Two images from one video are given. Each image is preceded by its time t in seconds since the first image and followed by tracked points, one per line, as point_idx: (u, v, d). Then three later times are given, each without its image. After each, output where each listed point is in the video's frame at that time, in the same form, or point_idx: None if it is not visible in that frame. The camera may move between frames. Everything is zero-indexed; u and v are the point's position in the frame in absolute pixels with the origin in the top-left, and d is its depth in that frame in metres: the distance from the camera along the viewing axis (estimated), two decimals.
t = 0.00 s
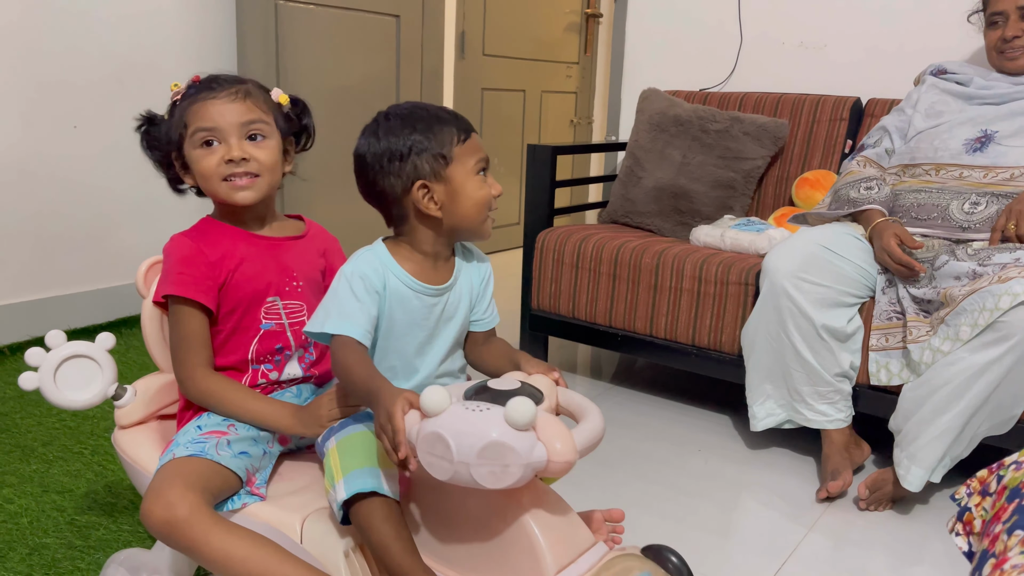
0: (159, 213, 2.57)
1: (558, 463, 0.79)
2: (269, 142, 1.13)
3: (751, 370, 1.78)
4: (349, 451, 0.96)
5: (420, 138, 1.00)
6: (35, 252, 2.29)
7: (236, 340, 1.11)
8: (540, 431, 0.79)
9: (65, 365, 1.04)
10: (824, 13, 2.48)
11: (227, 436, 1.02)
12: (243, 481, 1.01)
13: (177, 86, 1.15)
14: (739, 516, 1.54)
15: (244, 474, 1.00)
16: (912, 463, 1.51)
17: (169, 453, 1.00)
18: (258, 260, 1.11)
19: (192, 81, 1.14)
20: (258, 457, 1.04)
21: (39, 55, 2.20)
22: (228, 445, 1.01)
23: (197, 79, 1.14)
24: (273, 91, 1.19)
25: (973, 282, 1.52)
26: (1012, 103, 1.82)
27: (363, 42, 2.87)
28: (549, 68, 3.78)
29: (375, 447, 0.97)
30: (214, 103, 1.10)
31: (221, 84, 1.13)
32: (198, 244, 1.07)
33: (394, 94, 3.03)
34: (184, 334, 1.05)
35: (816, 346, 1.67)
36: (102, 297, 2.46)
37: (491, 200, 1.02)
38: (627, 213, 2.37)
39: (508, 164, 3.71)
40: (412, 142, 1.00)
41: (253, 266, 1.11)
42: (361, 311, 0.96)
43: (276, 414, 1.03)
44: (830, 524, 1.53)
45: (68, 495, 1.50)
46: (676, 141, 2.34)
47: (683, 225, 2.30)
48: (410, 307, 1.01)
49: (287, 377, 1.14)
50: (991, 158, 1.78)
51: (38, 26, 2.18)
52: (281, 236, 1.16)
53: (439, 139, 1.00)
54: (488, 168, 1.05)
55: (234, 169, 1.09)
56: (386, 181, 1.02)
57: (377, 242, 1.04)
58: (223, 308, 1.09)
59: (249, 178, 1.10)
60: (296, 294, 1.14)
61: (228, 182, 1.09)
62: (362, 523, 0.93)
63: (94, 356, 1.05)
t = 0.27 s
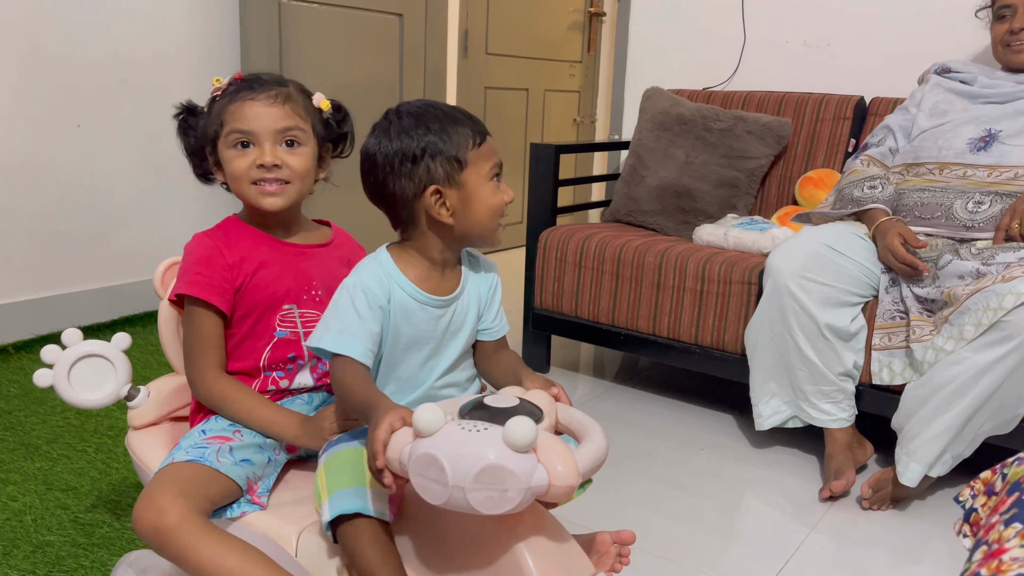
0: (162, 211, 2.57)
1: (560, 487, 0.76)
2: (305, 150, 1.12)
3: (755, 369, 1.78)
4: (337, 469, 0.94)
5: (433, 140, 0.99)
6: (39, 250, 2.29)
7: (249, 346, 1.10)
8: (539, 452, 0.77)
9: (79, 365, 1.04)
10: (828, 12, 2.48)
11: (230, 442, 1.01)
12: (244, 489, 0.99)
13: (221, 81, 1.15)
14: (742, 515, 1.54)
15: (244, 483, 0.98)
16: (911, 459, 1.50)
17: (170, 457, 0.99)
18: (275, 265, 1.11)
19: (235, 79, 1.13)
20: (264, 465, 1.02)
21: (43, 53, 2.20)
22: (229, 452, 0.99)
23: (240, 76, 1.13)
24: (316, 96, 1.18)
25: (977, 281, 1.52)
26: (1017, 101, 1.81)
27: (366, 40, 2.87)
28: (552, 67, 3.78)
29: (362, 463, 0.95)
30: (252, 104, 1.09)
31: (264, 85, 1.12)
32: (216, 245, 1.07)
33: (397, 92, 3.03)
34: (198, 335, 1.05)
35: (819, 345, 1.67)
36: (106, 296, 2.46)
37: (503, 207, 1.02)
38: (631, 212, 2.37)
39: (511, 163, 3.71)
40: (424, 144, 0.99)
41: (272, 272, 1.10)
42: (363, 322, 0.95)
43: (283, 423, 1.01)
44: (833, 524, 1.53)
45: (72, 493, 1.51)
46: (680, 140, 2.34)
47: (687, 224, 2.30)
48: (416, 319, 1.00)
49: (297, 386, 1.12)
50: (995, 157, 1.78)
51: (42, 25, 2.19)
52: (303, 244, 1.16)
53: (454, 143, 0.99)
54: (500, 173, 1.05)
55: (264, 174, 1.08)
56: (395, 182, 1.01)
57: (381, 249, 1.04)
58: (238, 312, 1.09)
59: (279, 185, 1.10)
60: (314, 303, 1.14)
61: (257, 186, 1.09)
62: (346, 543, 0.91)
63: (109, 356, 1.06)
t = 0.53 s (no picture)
0: (164, 210, 2.58)
1: (517, 513, 0.70)
2: (314, 154, 1.12)
3: (757, 369, 1.78)
4: (307, 482, 0.88)
5: (421, 143, 0.94)
6: (41, 249, 2.30)
7: (251, 346, 1.10)
8: (497, 476, 0.71)
9: (87, 360, 1.09)
10: (830, 11, 2.48)
11: (220, 444, 1.01)
12: (229, 492, 0.98)
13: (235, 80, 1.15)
14: (744, 515, 1.54)
15: (229, 485, 0.98)
16: (916, 461, 1.50)
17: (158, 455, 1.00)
18: (279, 266, 1.11)
19: (248, 79, 1.13)
20: (253, 468, 1.01)
21: (46, 53, 2.21)
22: (217, 453, 0.99)
23: (254, 76, 1.13)
24: (331, 96, 1.16)
25: (979, 281, 1.52)
26: (1019, 102, 1.81)
27: (369, 40, 2.87)
28: (554, 66, 3.78)
29: (336, 475, 0.88)
30: (262, 107, 1.09)
31: (276, 86, 1.12)
32: (220, 241, 1.08)
33: (399, 92, 3.03)
34: (201, 331, 1.05)
35: (821, 345, 1.67)
36: (108, 295, 2.46)
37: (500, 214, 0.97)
38: (632, 212, 2.37)
39: (514, 162, 3.71)
40: (411, 147, 0.94)
41: (277, 272, 1.11)
42: (338, 336, 0.94)
43: (278, 429, 0.99)
44: (835, 523, 1.53)
45: (74, 492, 1.51)
46: (682, 139, 2.34)
47: (688, 224, 2.29)
48: (400, 329, 0.96)
49: (296, 389, 1.11)
50: (997, 156, 1.77)
51: (45, 24, 2.19)
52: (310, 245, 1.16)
53: (444, 146, 0.94)
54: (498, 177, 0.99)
55: (272, 178, 1.09)
56: (382, 185, 0.97)
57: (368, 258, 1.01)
58: (241, 311, 1.09)
59: (287, 189, 1.10)
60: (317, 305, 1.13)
61: (265, 190, 1.09)
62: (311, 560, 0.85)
63: (115, 352, 1.10)
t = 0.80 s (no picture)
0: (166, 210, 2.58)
1: (485, 534, 0.66)
2: (314, 155, 1.12)
3: (758, 369, 1.78)
4: (287, 489, 0.85)
5: (385, 148, 0.92)
6: (44, 249, 2.30)
7: (248, 349, 1.10)
8: (466, 494, 0.66)
9: (93, 357, 1.12)
10: (832, 11, 2.47)
11: (211, 446, 1.00)
12: (219, 496, 0.99)
13: (233, 78, 1.15)
14: (745, 514, 1.54)
15: (218, 488, 0.98)
16: (922, 463, 1.50)
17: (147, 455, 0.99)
18: (276, 268, 1.10)
19: (246, 78, 1.13)
20: (242, 473, 1.01)
21: (48, 52, 2.21)
22: (207, 455, 0.99)
23: (252, 75, 1.13)
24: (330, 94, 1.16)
25: (982, 281, 1.52)
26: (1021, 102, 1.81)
27: (370, 39, 2.87)
28: (555, 66, 3.78)
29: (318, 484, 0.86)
30: (261, 107, 1.09)
31: (273, 85, 1.12)
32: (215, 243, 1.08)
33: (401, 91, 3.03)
34: (197, 333, 1.06)
35: (822, 343, 1.67)
36: (110, 294, 2.47)
37: (480, 220, 0.91)
38: (633, 211, 2.37)
39: (515, 162, 3.71)
40: (377, 152, 0.93)
41: (274, 274, 1.10)
42: (322, 342, 0.93)
43: (271, 433, 1.00)
44: (836, 523, 1.53)
45: (76, 491, 1.51)
46: (683, 139, 2.34)
47: (690, 223, 2.29)
48: (383, 339, 0.93)
49: (291, 394, 1.11)
50: (1000, 156, 1.77)
51: (48, 24, 2.19)
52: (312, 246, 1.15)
53: (409, 149, 0.91)
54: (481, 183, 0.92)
55: (271, 180, 1.09)
56: (356, 194, 0.96)
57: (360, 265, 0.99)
58: (236, 314, 1.09)
59: (285, 190, 1.10)
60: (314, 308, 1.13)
61: (263, 191, 1.09)
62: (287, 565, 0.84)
63: (120, 350, 1.12)
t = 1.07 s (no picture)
0: (166, 209, 2.57)
1: (508, 544, 0.69)
2: (316, 153, 1.12)
3: (759, 369, 1.78)
4: (274, 503, 0.86)
5: (342, 150, 0.92)
6: (44, 248, 2.30)
7: (250, 352, 1.10)
8: (487, 506, 0.69)
9: (97, 359, 1.11)
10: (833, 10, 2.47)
11: (208, 453, 1.00)
12: (217, 504, 0.98)
13: (232, 80, 1.15)
14: (745, 514, 1.54)
15: (216, 497, 0.97)
16: (925, 463, 1.50)
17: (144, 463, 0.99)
18: (279, 271, 1.10)
19: (246, 78, 1.14)
20: (239, 482, 1.01)
21: (48, 50, 2.20)
22: (204, 462, 0.99)
23: (251, 75, 1.13)
24: (331, 92, 1.16)
25: (982, 280, 1.52)
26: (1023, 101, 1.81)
27: (371, 38, 2.87)
28: (556, 65, 3.78)
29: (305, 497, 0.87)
30: (260, 107, 1.09)
31: (271, 84, 1.11)
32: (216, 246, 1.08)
33: (402, 90, 3.03)
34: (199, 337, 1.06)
35: (824, 343, 1.67)
36: (110, 293, 2.46)
37: (433, 224, 0.86)
38: (634, 210, 2.37)
39: (516, 161, 3.71)
40: (338, 155, 0.93)
41: (277, 277, 1.10)
42: (317, 353, 0.92)
43: (268, 437, 1.00)
44: (837, 522, 1.53)
45: (76, 490, 1.51)
46: (684, 138, 2.34)
47: (690, 222, 2.29)
48: (375, 347, 0.92)
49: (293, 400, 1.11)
50: (1001, 156, 1.77)
51: (49, 23, 2.19)
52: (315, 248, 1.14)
53: (359, 151, 0.89)
54: (435, 184, 0.87)
55: (273, 180, 1.08)
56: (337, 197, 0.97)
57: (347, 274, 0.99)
58: (240, 317, 1.09)
59: (288, 190, 1.10)
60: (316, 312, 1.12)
61: (266, 192, 1.09)
62: None
63: (125, 352, 1.11)
